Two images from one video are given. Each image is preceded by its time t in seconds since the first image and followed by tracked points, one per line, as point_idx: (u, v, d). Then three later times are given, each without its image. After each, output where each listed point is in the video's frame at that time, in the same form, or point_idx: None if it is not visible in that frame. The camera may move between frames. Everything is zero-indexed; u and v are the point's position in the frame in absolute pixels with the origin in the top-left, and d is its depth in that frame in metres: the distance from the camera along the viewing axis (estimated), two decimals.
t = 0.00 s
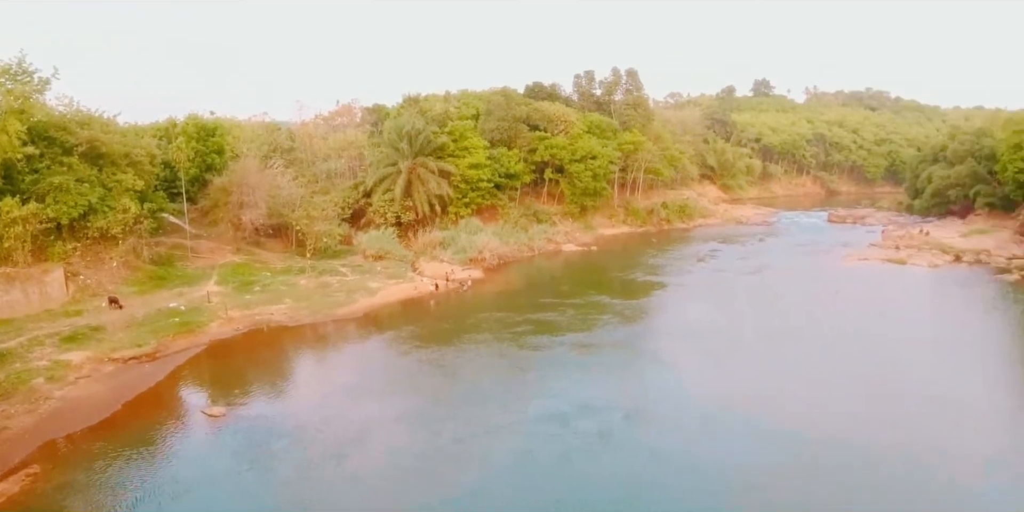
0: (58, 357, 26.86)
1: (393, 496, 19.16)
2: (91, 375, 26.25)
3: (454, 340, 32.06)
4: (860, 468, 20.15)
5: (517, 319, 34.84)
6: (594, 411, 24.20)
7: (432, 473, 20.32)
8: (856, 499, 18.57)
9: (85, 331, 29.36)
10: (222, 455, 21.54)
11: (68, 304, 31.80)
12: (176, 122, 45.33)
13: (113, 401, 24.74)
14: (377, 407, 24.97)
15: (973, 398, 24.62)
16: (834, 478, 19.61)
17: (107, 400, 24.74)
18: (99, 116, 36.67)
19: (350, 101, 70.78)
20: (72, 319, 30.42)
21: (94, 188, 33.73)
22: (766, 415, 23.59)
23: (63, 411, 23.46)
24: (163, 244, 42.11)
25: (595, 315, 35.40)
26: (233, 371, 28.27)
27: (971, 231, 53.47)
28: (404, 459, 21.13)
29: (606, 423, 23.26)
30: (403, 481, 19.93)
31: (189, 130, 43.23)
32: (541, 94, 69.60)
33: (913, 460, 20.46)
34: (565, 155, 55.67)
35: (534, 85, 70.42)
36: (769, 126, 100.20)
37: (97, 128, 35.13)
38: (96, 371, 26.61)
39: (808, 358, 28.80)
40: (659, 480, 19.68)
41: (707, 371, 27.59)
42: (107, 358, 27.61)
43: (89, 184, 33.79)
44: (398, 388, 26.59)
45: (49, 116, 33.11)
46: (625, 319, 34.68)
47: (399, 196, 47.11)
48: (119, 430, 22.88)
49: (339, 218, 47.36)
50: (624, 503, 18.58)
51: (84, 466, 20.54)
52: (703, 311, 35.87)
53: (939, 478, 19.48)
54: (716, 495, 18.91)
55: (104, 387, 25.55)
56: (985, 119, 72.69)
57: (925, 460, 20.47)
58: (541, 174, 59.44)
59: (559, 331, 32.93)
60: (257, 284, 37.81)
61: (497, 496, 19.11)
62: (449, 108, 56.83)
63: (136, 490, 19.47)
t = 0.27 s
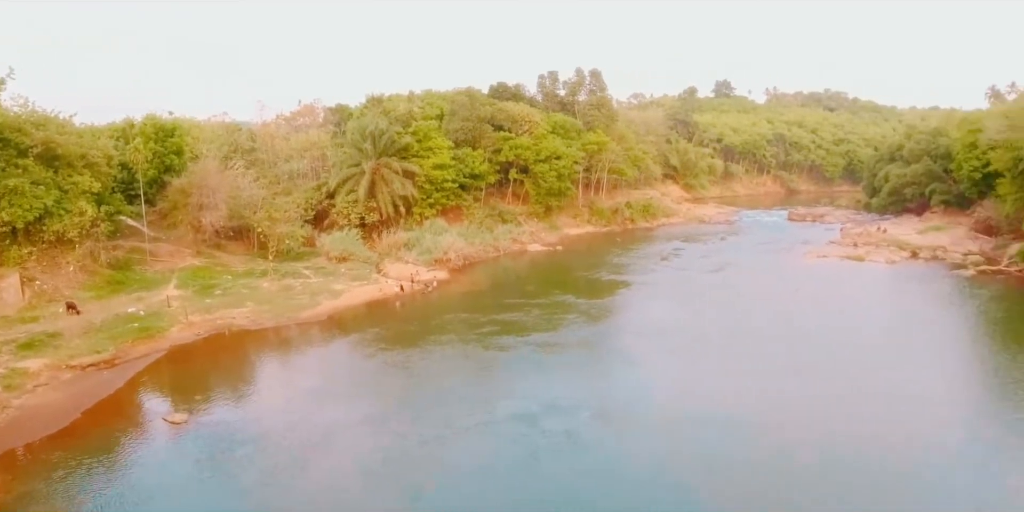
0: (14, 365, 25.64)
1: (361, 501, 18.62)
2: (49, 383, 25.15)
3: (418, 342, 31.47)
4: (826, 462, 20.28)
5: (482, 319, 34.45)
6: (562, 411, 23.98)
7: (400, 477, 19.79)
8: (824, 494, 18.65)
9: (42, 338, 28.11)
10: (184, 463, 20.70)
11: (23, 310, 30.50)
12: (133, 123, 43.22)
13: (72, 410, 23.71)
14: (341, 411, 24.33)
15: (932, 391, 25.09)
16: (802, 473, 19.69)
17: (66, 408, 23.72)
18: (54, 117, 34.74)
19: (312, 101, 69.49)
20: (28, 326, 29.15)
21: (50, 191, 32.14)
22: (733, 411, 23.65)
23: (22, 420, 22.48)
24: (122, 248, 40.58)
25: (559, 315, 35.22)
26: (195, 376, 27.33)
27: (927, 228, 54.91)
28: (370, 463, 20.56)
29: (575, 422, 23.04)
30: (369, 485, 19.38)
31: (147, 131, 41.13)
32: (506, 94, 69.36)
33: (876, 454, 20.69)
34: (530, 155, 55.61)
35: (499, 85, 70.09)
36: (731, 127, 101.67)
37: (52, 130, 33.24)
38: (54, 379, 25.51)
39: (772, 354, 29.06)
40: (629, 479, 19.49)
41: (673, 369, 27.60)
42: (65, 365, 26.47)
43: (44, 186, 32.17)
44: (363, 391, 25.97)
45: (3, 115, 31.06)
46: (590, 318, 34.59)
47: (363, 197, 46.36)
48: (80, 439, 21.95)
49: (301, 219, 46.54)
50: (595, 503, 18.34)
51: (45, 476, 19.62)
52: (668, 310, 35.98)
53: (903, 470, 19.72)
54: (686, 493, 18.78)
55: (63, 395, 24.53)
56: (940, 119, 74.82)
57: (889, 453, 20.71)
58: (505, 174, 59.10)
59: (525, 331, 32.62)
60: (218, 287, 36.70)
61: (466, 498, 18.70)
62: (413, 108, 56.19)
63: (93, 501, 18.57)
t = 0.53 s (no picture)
0: None
1: (332, 505, 18.14)
2: (9, 390, 24.09)
3: (387, 343, 30.88)
4: (795, 457, 20.37)
5: (450, 319, 34.02)
6: (532, 410, 23.76)
7: (368, 480, 19.30)
8: (794, 489, 18.69)
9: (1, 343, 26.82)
10: (148, 471, 19.93)
11: None
12: (94, 122, 41.51)
13: (32, 418, 22.75)
14: (307, 413, 23.72)
15: (895, 385, 25.47)
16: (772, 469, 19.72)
17: (26, 417, 22.75)
18: (11, 115, 33.39)
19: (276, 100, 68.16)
20: None
21: (9, 193, 30.85)
22: (702, 408, 23.65)
23: None
24: (82, 250, 39.19)
25: (528, 314, 34.99)
26: (159, 381, 26.44)
27: (889, 225, 56.12)
28: (338, 467, 20.03)
29: (545, 422, 22.79)
30: (339, 490, 18.89)
31: (107, 130, 39.81)
32: (474, 93, 68.94)
33: (844, 449, 20.86)
34: (498, 155, 55.29)
35: (466, 83, 69.64)
36: (696, 126, 102.72)
37: (11, 129, 31.95)
38: (14, 386, 24.45)
39: (738, 351, 29.22)
40: (601, 478, 19.29)
41: (642, 366, 27.55)
42: (25, 371, 25.37)
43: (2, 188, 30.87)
44: (330, 393, 25.37)
45: None
46: (558, 316, 34.43)
47: (330, 196, 45.45)
48: (41, 448, 21.04)
49: (266, 219, 45.56)
50: (568, 504, 18.10)
51: (7, 488, 18.76)
52: (636, 308, 36.01)
53: (869, 464, 19.90)
54: (658, 491, 18.65)
55: (24, 402, 23.54)
56: (900, 118, 76.59)
57: (855, 447, 20.92)
58: (473, 173, 58.64)
59: (493, 330, 32.28)
60: (182, 289, 35.64)
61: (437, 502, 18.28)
62: (380, 107, 55.45)
63: None
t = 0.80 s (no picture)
0: None
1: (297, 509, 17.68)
2: None
3: (351, 342, 30.32)
4: (758, 448, 20.55)
5: (412, 317, 33.53)
6: (498, 407, 23.52)
7: (333, 482, 18.87)
8: (757, 480, 18.83)
9: None
10: (107, 477, 19.18)
11: None
12: (48, 119, 39.79)
13: None
14: (268, 415, 23.12)
15: (853, 374, 25.92)
16: (735, 460, 19.86)
17: None
18: None
19: (234, 95, 66.51)
20: None
21: None
22: (666, 401, 23.73)
23: None
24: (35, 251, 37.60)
25: (493, 310, 34.76)
26: (118, 384, 25.52)
27: (846, 220, 57.54)
28: (301, 469, 19.54)
29: (511, 418, 22.59)
30: (302, 492, 18.42)
31: (61, 127, 38.09)
32: (436, 89, 68.35)
33: (807, 437, 21.13)
34: (461, 151, 54.85)
35: (429, 79, 69.02)
36: (658, 123, 103.69)
37: None
38: None
39: (701, 343, 29.46)
40: (566, 475, 19.16)
41: (607, 361, 27.57)
42: None
43: None
44: (291, 394, 24.77)
45: None
46: (523, 312, 34.28)
47: (291, 194, 44.52)
48: None
49: (225, 218, 44.36)
50: (534, 502, 17.92)
51: None
52: (600, 303, 36.08)
53: (830, 453, 20.18)
54: (624, 486, 18.61)
55: None
56: (855, 116, 78.71)
57: (816, 436, 21.19)
58: (436, 170, 58.09)
59: (456, 328, 31.95)
60: (139, 290, 34.51)
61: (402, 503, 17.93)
62: (341, 103, 54.54)
63: None
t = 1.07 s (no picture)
0: None
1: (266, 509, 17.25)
2: None
3: (319, 339, 29.73)
4: (729, 436, 20.48)
5: (382, 314, 32.89)
6: (469, 403, 23.18)
7: (303, 482, 18.46)
8: (728, 468, 18.73)
9: None
10: (72, 481, 18.58)
11: None
12: (6, 115, 38.51)
13: None
14: (234, 415, 22.48)
15: (821, 363, 26.09)
16: (707, 450, 19.75)
17: None
18: None
19: (199, 90, 65.05)
20: None
21: None
22: (638, 393, 23.59)
23: None
24: None
25: (463, 306, 34.41)
26: (83, 386, 24.79)
27: (811, 214, 58.57)
28: (271, 469, 19.09)
29: (482, 414, 22.27)
30: (271, 493, 17.95)
31: (20, 123, 36.85)
32: (404, 84, 67.72)
33: (777, 424, 21.18)
34: (430, 147, 54.37)
35: (397, 74, 68.39)
36: (627, 118, 104.31)
37: None
38: None
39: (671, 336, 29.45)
40: (537, 470, 18.83)
41: (578, 355, 27.39)
42: None
43: None
44: (258, 394, 24.12)
45: None
46: (492, 308, 34.02)
47: (257, 191, 43.57)
48: None
49: (190, 216, 43.18)
50: (505, 497, 17.59)
51: None
52: (571, 298, 36.00)
53: (800, 440, 20.18)
54: (596, 479, 18.35)
55: None
56: (820, 112, 80.25)
57: (785, 423, 21.20)
58: (405, 165, 57.51)
59: (426, 325, 31.46)
60: (102, 290, 33.55)
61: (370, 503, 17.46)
62: (308, 98, 53.72)
63: None
